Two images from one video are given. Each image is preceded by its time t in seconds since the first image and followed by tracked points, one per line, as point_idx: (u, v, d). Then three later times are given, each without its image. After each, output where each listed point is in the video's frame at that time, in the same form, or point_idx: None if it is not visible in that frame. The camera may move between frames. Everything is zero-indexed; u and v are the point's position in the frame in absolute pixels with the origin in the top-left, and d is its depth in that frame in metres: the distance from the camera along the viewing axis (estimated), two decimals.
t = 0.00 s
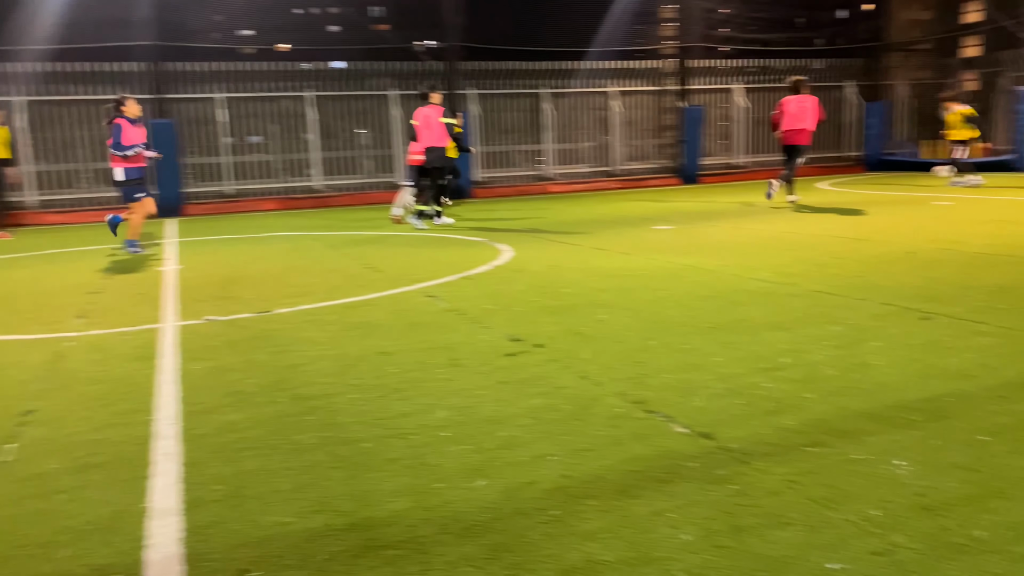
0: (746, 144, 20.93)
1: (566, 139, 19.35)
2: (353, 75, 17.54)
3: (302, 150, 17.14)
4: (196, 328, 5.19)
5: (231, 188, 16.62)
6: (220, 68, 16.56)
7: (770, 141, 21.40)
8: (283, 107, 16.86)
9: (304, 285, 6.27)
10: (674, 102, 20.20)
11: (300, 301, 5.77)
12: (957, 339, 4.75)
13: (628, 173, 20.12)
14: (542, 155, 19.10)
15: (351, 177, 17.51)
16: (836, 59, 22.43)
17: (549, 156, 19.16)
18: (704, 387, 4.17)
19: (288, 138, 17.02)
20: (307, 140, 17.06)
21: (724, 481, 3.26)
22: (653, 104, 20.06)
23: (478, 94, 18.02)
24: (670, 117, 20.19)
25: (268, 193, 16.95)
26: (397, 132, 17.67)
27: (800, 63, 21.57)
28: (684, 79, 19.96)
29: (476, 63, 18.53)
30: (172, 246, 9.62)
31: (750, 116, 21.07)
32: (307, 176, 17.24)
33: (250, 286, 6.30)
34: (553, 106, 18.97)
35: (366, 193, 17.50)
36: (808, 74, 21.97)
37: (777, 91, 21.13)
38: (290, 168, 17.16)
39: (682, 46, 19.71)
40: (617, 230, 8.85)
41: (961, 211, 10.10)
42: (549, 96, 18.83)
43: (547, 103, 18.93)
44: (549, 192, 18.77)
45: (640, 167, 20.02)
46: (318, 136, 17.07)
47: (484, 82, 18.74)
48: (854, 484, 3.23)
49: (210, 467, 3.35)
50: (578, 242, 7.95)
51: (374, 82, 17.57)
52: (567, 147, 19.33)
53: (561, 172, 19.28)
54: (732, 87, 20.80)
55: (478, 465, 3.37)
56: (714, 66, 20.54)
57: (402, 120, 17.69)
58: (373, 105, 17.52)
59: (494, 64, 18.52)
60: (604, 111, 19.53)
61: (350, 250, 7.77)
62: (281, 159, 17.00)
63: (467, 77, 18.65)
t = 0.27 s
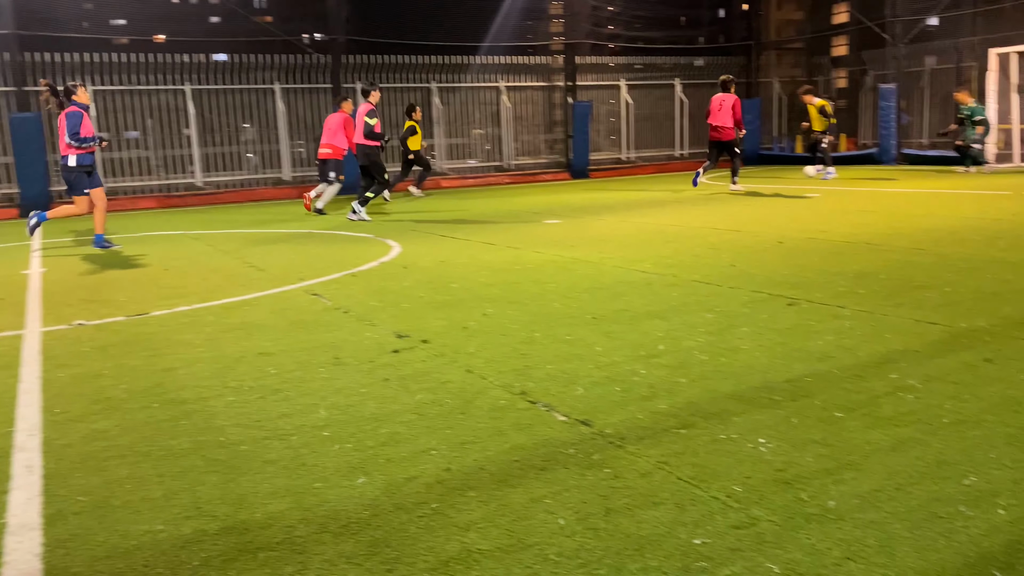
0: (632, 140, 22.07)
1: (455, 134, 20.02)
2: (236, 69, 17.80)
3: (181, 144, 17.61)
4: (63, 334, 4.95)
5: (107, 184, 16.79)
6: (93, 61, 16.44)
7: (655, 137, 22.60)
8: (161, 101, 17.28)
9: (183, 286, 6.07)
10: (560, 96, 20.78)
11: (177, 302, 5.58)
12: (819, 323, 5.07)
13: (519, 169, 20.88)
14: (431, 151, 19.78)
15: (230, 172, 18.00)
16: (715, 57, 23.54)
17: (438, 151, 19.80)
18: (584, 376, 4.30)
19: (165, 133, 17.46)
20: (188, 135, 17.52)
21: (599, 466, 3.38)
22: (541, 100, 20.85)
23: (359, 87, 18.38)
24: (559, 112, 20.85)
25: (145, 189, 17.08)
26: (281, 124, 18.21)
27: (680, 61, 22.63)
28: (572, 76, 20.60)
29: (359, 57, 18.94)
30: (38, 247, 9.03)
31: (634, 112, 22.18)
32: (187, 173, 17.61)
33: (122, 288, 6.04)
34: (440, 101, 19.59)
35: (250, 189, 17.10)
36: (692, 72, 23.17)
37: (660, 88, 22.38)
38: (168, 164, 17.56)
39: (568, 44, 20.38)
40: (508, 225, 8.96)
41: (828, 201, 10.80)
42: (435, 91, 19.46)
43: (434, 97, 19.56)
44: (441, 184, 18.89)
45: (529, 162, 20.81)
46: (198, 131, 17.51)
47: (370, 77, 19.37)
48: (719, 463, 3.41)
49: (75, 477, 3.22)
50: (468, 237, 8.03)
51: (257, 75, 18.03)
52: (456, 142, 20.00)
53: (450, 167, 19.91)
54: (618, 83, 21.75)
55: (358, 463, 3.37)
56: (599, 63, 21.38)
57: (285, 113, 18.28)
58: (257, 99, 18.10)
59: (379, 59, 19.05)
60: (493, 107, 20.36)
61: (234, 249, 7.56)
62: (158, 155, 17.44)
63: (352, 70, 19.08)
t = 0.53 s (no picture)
0: (573, 133, 22.28)
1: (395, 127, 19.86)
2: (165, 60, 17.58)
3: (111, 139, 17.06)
4: None
5: (31, 179, 16.14)
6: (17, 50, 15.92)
7: (597, 129, 22.80)
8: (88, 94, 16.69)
9: (112, 283, 5.89)
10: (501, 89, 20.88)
11: (107, 300, 5.43)
12: (753, 311, 5.21)
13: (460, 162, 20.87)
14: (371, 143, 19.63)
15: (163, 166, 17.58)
16: (655, 50, 23.83)
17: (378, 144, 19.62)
18: (524, 368, 4.33)
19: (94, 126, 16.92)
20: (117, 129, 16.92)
21: (538, 456, 3.42)
22: (481, 92, 20.82)
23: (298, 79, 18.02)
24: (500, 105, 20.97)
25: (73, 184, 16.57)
26: (215, 118, 17.71)
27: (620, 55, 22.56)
28: (512, 69, 20.66)
29: (295, 48, 18.51)
30: None
31: (576, 105, 22.31)
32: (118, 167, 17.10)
33: (48, 287, 5.83)
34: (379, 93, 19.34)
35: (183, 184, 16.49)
36: (630, 66, 23.13)
37: (601, 81, 22.48)
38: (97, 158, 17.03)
39: (507, 36, 20.36)
40: (450, 218, 8.95)
41: (762, 193, 11.07)
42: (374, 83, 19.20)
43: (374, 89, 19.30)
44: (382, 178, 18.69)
45: (470, 155, 20.81)
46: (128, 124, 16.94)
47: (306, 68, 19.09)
48: (656, 450, 3.47)
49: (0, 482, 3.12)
50: (410, 230, 7.99)
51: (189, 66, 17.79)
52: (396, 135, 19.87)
53: (391, 160, 19.76)
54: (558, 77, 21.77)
55: (295, 459, 3.34)
56: (540, 56, 21.30)
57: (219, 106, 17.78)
58: (190, 91, 17.57)
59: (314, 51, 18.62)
60: (434, 99, 20.22)
61: (168, 245, 7.37)
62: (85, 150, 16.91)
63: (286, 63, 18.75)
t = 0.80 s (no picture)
0: (546, 126, 22.27)
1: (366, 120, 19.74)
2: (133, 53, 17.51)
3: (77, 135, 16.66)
4: None
5: None
6: None
7: (570, 122, 22.81)
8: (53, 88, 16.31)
9: (79, 278, 5.79)
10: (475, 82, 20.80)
11: (74, 296, 5.34)
12: (725, 302, 5.25)
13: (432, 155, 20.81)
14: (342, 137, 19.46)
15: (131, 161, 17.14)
16: (627, 43, 23.88)
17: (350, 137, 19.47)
18: (498, 360, 4.34)
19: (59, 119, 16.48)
20: (84, 123, 16.51)
21: (513, 447, 3.42)
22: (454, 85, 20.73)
23: (269, 72, 17.82)
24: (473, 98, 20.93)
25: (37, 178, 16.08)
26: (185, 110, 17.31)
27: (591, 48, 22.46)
28: (485, 62, 20.61)
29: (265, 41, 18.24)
30: None
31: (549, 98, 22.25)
32: (85, 161, 16.64)
33: (12, 283, 5.71)
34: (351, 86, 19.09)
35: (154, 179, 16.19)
36: (603, 58, 23.02)
37: (574, 74, 22.35)
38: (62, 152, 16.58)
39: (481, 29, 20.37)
40: (422, 211, 8.92)
41: (734, 185, 11.15)
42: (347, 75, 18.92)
43: (345, 82, 19.05)
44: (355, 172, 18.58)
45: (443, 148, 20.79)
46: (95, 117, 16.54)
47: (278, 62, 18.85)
48: (630, 439, 3.49)
49: None
50: (383, 224, 7.94)
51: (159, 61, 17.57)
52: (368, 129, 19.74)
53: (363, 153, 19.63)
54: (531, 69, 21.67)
55: (268, 455, 3.31)
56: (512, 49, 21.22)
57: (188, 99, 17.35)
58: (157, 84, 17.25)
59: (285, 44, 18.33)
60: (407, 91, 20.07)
61: (137, 240, 7.26)
62: (52, 146, 16.53)
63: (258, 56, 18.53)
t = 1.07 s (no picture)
0: (532, 120, 22.14)
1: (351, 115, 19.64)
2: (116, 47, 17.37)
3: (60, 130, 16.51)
4: None
5: None
6: None
7: (556, 116, 22.74)
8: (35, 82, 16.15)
9: (62, 275, 5.75)
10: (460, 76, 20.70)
11: (57, 292, 5.30)
12: (709, 294, 5.28)
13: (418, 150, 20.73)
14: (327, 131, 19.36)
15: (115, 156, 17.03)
16: (613, 37, 23.89)
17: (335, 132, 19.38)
18: (484, 353, 4.35)
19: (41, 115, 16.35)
20: (67, 118, 16.36)
21: (497, 440, 3.44)
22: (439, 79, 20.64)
23: (253, 66, 17.72)
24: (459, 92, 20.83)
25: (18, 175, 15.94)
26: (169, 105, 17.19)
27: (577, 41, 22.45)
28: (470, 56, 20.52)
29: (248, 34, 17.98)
30: None
31: (535, 91, 22.15)
32: (68, 156, 16.51)
33: None
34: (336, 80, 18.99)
35: (139, 174, 16.08)
36: (589, 52, 23.11)
37: (558, 67, 22.39)
38: (45, 148, 16.47)
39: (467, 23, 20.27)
40: (408, 206, 8.91)
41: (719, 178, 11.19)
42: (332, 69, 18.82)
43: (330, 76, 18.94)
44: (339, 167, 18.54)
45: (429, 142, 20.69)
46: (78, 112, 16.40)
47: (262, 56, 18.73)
48: (614, 432, 3.52)
49: None
50: (368, 219, 7.93)
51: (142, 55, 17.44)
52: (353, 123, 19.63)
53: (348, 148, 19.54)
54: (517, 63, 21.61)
55: (253, 450, 3.31)
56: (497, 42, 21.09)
57: (172, 94, 17.23)
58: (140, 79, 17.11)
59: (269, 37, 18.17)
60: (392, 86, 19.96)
61: (119, 236, 7.21)
62: (34, 141, 16.37)
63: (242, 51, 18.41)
